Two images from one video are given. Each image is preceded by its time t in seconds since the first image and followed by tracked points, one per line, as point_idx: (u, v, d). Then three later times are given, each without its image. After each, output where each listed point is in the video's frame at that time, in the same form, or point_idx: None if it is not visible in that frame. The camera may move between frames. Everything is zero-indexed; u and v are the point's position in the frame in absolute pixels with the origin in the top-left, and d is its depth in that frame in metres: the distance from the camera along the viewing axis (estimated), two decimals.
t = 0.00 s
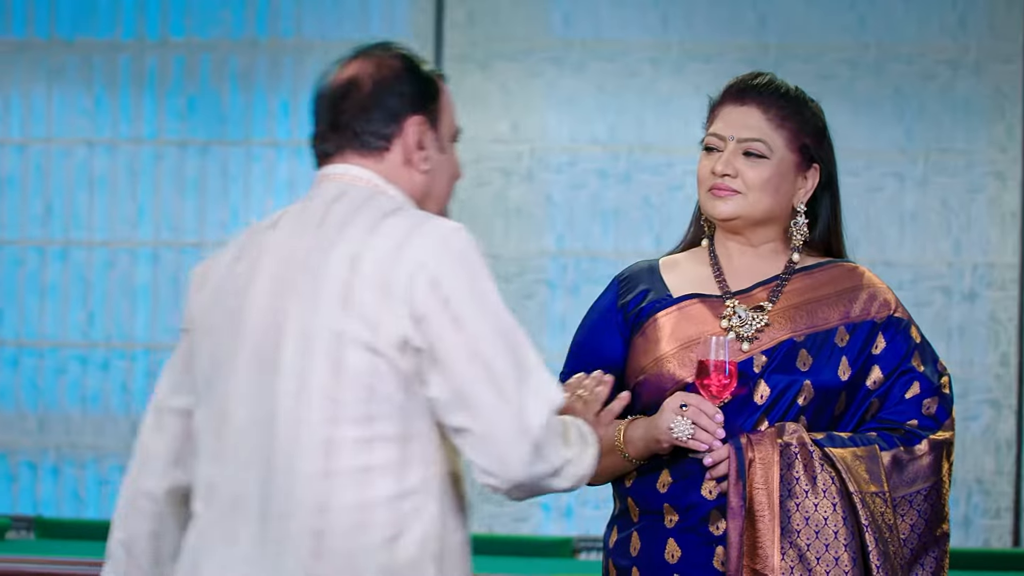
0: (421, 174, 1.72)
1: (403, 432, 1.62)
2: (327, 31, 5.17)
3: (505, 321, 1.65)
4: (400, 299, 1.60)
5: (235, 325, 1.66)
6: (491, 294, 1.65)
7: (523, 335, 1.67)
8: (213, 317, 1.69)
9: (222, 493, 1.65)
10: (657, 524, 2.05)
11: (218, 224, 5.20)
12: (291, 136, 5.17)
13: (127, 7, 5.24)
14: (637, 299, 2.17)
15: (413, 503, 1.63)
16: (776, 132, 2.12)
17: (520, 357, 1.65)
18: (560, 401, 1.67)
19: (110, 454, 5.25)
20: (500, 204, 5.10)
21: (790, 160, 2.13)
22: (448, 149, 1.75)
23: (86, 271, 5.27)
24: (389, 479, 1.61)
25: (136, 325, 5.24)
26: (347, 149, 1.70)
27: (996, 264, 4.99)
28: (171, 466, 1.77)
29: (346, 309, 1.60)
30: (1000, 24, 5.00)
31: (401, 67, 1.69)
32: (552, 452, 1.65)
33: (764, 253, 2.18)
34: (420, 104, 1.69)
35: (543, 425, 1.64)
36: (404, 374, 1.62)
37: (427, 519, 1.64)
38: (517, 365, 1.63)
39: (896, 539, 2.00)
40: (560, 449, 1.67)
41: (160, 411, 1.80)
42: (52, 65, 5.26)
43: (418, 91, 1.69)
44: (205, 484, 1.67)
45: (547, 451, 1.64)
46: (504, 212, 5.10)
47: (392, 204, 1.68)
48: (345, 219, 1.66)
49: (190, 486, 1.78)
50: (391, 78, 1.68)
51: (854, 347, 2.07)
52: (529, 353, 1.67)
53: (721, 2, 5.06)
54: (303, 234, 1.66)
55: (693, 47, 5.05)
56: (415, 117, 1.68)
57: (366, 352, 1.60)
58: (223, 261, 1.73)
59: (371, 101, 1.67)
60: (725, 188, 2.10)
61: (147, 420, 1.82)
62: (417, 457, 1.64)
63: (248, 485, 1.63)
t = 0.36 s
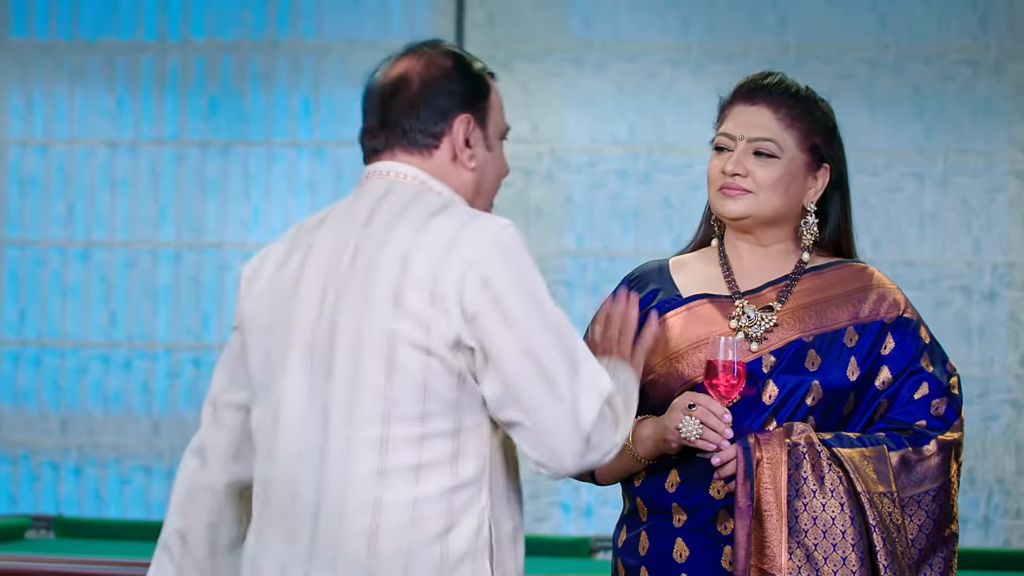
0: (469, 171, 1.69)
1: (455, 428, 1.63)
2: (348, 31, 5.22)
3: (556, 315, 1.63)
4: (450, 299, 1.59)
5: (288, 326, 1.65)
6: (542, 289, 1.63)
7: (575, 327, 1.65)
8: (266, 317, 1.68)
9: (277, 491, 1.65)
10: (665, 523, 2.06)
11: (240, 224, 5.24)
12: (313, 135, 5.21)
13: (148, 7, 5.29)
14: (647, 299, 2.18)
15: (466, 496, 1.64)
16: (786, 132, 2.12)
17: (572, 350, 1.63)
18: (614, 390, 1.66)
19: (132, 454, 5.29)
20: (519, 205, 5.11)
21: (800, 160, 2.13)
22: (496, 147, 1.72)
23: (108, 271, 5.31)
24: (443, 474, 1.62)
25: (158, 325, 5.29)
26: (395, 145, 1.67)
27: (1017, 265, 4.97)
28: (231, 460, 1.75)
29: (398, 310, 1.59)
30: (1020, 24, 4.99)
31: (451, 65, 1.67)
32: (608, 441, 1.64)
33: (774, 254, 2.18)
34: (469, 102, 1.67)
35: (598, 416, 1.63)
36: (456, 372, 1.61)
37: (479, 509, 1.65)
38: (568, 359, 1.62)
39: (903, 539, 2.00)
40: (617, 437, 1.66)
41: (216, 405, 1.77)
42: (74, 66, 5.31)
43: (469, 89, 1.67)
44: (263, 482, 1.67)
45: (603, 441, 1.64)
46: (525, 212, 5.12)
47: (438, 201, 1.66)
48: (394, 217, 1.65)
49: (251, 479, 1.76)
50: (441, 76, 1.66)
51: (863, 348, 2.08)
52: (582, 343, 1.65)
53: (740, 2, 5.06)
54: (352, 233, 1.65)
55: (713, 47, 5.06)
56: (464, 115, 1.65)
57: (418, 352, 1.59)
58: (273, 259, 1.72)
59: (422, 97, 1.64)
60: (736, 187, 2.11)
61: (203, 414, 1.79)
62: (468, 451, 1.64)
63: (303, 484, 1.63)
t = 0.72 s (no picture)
0: (461, 185, 1.74)
1: (425, 431, 1.64)
2: (369, 30, 5.25)
3: (525, 317, 1.63)
4: (414, 306, 1.61)
5: (276, 334, 1.71)
6: (510, 292, 1.63)
7: (548, 328, 1.65)
8: (264, 324, 1.75)
9: (266, 490, 1.70)
10: (675, 521, 2.06)
11: (261, 222, 5.27)
12: (333, 134, 5.24)
13: (171, 6, 5.34)
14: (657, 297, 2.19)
15: (436, 496, 1.64)
16: (798, 129, 2.12)
17: (543, 350, 1.63)
18: (590, 387, 1.65)
19: (155, 451, 5.34)
20: (540, 202, 5.12)
21: (812, 157, 2.13)
22: (493, 162, 1.76)
23: (131, 269, 5.36)
24: (410, 475, 1.62)
25: (180, 323, 5.33)
26: (389, 159, 1.73)
27: None
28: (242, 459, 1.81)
29: (365, 317, 1.62)
30: None
31: (445, 82, 1.72)
32: (582, 438, 1.64)
33: (785, 251, 2.18)
34: (462, 118, 1.72)
35: (572, 414, 1.63)
36: (423, 377, 1.63)
37: (451, 508, 1.64)
38: (537, 360, 1.62)
39: (912, 536, 2.00)
40: (595, 434, 1.66)
41: (229, 405, 1.83)
42: (97, 65, 5.37)
43: (463, 106, 1.72)
44: (256, 482, 1.72)
45: (577, 439, 1.64)
46: (545, 211, 5.13)
47: (416, 210, 1.69)
48: (370, 226, 1.68)
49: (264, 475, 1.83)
50: (435, 93, 1.71)
51: (874, 345, 2.08)
52: (556, 343, 1.65)
53: None
54: (335, 243, 1.69)
55: (733, 45, 5.06)
56: (456, 130, 1.71)
57: (383, 359, 1.61)
58: (273, 268, 1.78)
59: (414, 113, 1.70)
60: (747, 184, 2.11)
61: (219, 415, 1.85)
62: (440, 453, 1.64)
63: (286, 484, 1.67)
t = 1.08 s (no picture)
0: (436, 187, 1.87)
1: (365, 417, 1.74)
2: (394, 22, 5.28)
3: (462, 312, 1.70)
4: (354, 298, 1.72)
5: (261, 322, 1.87)
6: (448, 287, 1.71)
7: (487, 323, 1.71)
8: (256, 314, 1.91)
9: (242, 467, 1.85)
10: (688, 513, 2.06)
11: (287, 216, 5.32)
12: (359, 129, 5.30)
13: None
14: (672, 290, 2.19)
15: (372, 480, 1.73)
16: (810, 121, 2.12)
17: (476, 344, 1.69)
18: (523, 382, 1.70)
19: (182, 445, 5.39)
20: (565, 195, 5.15)
21: (825, 149, 2.13)
22: (471, 165, 1.88)
23: (157, 263, 5.40)
24: (347, 459, 1.72)
25: (207, 316, 5.38)
26: (370, 161, 1.89)
27: None
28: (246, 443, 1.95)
29: (313, 306, 1.74)
30: None
31: (421, 89, 1.86)
32: (508, 430, 1.70)
33: (799, 244, 2.19)
34: (436, 122, 1.85)
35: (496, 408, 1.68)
36: (364, 365, 1.73)
37: (388, 493, 1.73)
38: (467, 353, 1.69)
39: (925, 529, 2.01)
40: (523, 429, 1.70)
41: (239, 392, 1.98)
42: (124, 60, 5.41)
43: (437, 112, 1.85)
44: (238, 458, 1.87)
45: (503, 431, 1.69)
46: (571, 204, 5.15)
47: (376, 209, 1.81)
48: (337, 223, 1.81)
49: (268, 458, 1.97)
50: (413, 98, 1.85)
51: (887, 339, 2.08)
52: (493, 338, 1.71)
53: None
54: (307, 238, 1.84)
55: (758, 37, 5.07)
56: (429, 134, 1.84)
57: (326, 347, 1.73)
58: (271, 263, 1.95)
59: (390, 117, 1.85)
60: (759, 176, 2.12)
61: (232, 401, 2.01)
62: (380, 439, 1.74)
63: (253, 462, 1.81)
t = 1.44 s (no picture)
0: (425, 184, 1.93)
1: (331, 408, 1.80)
2: (411, 21, 5.32)
3: (421, 305, 1.74)
4: (321, 291, 1.78)
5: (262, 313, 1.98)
6: (408, 281, 1.75)
7: (446, 317, 1.74)
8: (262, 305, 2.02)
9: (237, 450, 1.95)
10: (693, 511, 2.07)
11: (305, 215, 5.37)
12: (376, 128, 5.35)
13: None
14: (679, 288, 2.20)
15: (336, 469, 1.79)
16: (813, 118, 2.12)
17: (433, 338, 1.73)
18: (479, 376, 1.72)
19: (200, 442, 5.44)
20: (582, 193, 5.20)
21: (828, 146, 2.13)
22: (460, 163, 1.93)
23: (175, 260, 5.43)
24: (313, 447, 1.79)
25: (225, 313, 5.43)
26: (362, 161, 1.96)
27: None
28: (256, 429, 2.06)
29: (289, 300, 1.83)
30: None
31: (410, 89, 1.94)
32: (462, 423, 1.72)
33: (805, 241, 2.19)
34: (423, 121, 1.92)
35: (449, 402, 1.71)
36: (330, 357, 1.79)
37: (351, 482, 1.79)
38: (422, 346, 1.72)
39: (930, 527, 2.01)
40: (477, 424, 1.72)
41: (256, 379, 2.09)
42: (142, 59, 5.44)
43: (424, 111, 1.92)
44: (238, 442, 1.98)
45: (456, 424, 1.72)
46: (588, 202, 5.20)
47: (359, 205, 1.88)
48: (324, 220, 1.88)
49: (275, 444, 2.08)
50: (401, 99, 1.94)
51: (893, 336, 2.08)
52: (451, 332, 1.73)
53: None
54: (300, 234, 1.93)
55: (774, 34, 5.11)
56: (416, 133, 1.91)
57: (297, 338, 1.81)
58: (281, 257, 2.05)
59: (380, 118, 1.93)
60: (763, 174, 2.12)
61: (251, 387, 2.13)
62: (346, 429, 1.80)
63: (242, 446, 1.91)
